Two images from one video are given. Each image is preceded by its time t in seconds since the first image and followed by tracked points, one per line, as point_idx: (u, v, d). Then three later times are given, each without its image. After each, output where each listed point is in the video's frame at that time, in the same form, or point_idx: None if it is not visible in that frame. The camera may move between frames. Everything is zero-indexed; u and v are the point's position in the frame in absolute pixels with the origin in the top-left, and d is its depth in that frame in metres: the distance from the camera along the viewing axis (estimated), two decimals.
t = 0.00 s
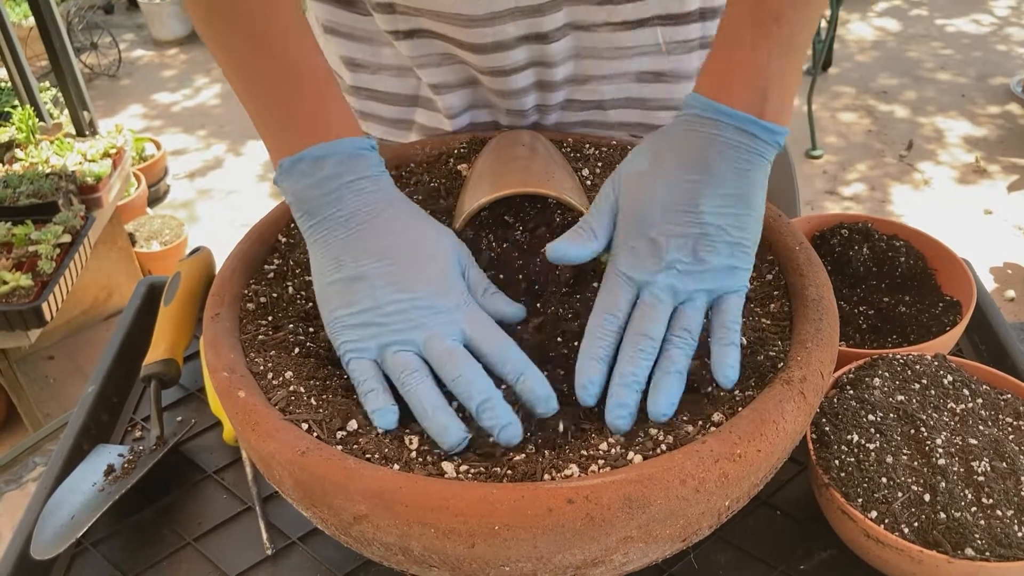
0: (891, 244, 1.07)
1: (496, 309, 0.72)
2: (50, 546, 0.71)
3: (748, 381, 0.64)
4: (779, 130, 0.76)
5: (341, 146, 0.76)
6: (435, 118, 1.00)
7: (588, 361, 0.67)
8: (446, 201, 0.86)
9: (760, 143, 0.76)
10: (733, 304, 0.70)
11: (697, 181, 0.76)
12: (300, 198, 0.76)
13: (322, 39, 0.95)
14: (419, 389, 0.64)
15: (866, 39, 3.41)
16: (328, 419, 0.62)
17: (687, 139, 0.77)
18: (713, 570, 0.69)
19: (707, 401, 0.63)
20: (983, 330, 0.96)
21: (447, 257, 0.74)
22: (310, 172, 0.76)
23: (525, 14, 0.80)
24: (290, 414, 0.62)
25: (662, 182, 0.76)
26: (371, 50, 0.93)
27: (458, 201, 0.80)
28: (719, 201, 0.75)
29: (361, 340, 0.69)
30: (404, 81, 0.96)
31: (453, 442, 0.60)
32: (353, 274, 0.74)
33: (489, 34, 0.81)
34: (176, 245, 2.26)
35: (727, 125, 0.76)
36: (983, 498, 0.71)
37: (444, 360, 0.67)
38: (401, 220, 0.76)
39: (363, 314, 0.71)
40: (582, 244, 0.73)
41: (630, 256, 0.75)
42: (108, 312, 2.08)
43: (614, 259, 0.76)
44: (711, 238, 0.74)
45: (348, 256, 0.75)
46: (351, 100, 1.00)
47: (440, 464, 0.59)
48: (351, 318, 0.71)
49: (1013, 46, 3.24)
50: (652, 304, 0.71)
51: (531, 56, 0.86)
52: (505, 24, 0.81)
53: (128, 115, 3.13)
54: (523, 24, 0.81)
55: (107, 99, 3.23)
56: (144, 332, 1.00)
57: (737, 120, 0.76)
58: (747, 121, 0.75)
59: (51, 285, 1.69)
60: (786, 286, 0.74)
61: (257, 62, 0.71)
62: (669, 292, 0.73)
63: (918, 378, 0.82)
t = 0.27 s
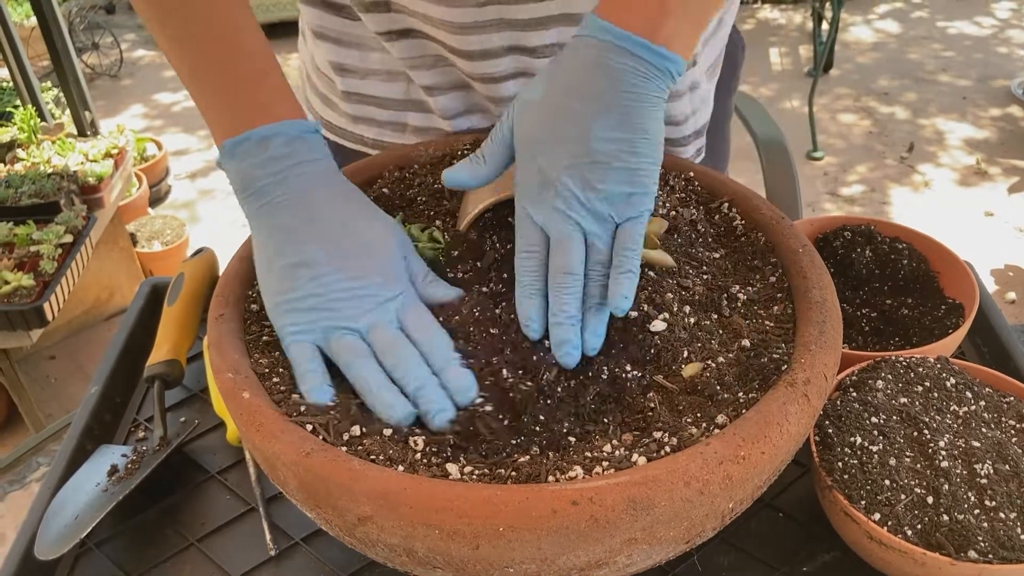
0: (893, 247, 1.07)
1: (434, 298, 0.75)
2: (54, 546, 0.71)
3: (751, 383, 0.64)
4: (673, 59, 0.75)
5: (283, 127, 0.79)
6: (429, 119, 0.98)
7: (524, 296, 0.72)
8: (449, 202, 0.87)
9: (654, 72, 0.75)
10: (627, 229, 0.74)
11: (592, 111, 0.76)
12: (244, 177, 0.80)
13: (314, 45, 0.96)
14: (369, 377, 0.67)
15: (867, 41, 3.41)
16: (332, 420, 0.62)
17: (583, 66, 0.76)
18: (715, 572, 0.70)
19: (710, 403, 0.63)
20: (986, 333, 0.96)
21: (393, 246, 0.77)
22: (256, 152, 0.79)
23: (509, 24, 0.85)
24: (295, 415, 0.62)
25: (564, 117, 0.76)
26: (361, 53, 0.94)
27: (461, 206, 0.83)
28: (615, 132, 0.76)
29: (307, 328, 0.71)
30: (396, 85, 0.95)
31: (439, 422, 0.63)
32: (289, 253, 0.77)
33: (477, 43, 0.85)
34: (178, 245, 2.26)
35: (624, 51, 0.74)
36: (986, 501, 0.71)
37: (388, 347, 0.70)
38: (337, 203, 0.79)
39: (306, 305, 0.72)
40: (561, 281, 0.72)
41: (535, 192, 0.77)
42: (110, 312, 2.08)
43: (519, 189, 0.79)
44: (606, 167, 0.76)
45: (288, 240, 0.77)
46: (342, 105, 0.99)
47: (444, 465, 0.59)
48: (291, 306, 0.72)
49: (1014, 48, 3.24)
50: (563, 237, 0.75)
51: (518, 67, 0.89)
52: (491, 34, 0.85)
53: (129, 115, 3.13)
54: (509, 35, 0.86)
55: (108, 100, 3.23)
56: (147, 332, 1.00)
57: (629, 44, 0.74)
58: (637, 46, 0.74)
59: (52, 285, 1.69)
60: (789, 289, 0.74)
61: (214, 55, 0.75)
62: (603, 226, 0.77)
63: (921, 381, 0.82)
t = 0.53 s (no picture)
0: (891, 246, 1.07)
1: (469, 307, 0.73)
2: (52, 544, 0.71)
3: (748, 381, 0.64)
4: (682, 22, 0.77)
5: (315, 158, 0.77)
6: (430, 125, 0.98)
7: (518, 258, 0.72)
8: (447, 201, 0.86)
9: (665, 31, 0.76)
10: (641, 184, 0.71)
11: (604, 70, 0.75)
12: (272, 214, 0.75)
13: (315, 48, 0.96)
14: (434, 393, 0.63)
15: (866, 42, 3.41)
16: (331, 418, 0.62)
17: (599, 26, 0.76)
18: (712, 571, 0.70)
19: (706, 401, 0.64)
20: (983, 332, 0.96)
21: (428, 260, 0.74)
22: (284, 185, 0.76)
23: (527, 25, 0.85)
24: (293, 413, 0.62)
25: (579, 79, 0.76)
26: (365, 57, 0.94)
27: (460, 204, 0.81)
28: (629, 98, 0.75)
29: (361, 355, 0.68)
30: (397, 89, 0.95)
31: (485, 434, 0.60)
32: (327, 277, 0.73)
33: (492, 45, 0.86)
34: (177, 244, 2.26)
35: (635, 13, 0.76)
36: (982, 499, 0.71)
37: (453, 359, 0.67)
38: (381, 232, 0.75)
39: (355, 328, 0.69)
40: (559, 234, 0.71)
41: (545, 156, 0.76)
42: (108, 311, 2.08)
43: (529, 152, 0.78)
44: (615, 125, 0.74)
45: (326, 272, 0.74)
46: (344, 111, 0.99)
47: (441, 463, 0.59)
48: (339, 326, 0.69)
49: (1013, 50, 3.25)
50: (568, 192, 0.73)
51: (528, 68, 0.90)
52: (508, 35, 0.86)
53: (128, 114, 3.13)
54: (525, 36, 0.86)
55: (107, 99, 3.23)
56: (146, 331, 1.00)
57: (645, 8, 0.76)
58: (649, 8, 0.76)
59: (51, 284, 1.69)
60: (786, 288, 0.74)
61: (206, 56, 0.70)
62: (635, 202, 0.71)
63: (918, 380, 0.82)
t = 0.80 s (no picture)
0: (890, 246, 1.07)
1: (458, 303, 0.72)
2: (53, 542, 0.71)
3: (747, 381, 0.64)
4: (672, 16, 0.80)
5: (303, 147, 0.80)
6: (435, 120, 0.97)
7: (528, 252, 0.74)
8: (448, 200, 0.86)
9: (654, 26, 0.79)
10: (634, 176, 0.73)
11: (593, 61, 0.78)
12: (255, 197, 0.78)
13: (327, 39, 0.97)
14: (392, 382, 0.64)
15: (865, 42, 3.41)
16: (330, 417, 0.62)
17: (591, 21, 0.79)
18: (712, 570, 0.70)
19: (705, 400, 0.64)
20: (982, 332, 0.97)
21: (403, 248, 0.75)
22: (270, 171, 0.79)
23: (548, 19, 0.86)
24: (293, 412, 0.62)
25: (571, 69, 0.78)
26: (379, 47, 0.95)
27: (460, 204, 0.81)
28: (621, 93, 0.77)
29: (324, 338, 0.69)
30: (405, 83, 0.96)
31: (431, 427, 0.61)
32: (300, 260, 0.75)
33: (511, 38, 0.87)
34: (176, 244, 2.26)
35: (627, 7, 0.79)
36: (981, 498, 0.72)
37: (416, 347, 0.68)
38: (357, 219, 0.77)
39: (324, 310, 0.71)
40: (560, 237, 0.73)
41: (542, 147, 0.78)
42: (108, 311, 2.08)
43: (524, 144, 0.80)
44: (608, 116, 0.76)
45: (302, 255, 0.75)
46: (352, 101, 0.99)
47: (441, 462, 0.59)
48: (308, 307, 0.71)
49: (1011, 50, 3.25)
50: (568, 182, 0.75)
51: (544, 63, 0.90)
52: (529, 29, 0.86)
53: (127, 114, 3.13)
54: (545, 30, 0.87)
55: (107, 99, 3.23)
56: (146, 330, 1.00)
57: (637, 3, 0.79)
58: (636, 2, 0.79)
59: (51, 284, 1.69)
60: (785, 287, 0.74)
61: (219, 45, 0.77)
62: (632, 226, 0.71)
63: (917, 379, 0.82)
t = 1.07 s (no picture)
0: (887, 247, 1.08)
1: (471, 295, 0.73)
2: (52, 542, 0.71)
3: (744, 381, 0.65)
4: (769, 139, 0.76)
5: (350, 94, 0.80)
6: (440, 109, 0.98)
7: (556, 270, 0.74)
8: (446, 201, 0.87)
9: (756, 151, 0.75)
10: (712, 317, 0.68)
11: (688, 186, 0.74)
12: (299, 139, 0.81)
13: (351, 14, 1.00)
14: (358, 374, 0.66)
15: (864, 43, 3.42)
16: (329, 417, 0.62)
17: (687, 142, 0.74)
18: (710, 570, 0.70)
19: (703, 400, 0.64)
20: (979, 332, 0.97)
21: (432, 228, 0.77)
22: (311, 116, 0.80)
23: (548, 15, 0.85)
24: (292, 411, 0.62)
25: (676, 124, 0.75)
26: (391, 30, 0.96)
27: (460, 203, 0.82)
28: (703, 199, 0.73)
29: (342, 300, 0.72)
30: (415, 68, 0.97)
31: (373, 428, 0.61)
32: (335, 215, 0.77)
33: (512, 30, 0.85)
34: (175, 244, 2.26)
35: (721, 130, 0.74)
36: (978, 498, 0.72)
37: (405, 332, 0.69)
38: (393, 186, 0.78)
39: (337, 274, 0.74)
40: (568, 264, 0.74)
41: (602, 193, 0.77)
42: (106, 311, 2.08)
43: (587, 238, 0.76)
44: (695, 246, 0.72)
45: (338, 207, 0.78)
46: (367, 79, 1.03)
47: (439, 461, 0.59)
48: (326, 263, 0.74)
49: (1009, 52, 3.26)
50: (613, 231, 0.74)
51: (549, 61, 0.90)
52: (527, 23, 0.85)
53: (127, 114, 3.13)
54: (544, 26, 0.86)
55: (106, 99, 3.23)
56: (144, 331, 1.00)
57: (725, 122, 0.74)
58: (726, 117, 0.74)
59: (49, 284, 1.69)
60: (782, 288, 0.74)
61: None
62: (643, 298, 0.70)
63: (914, 380, 0.83)
